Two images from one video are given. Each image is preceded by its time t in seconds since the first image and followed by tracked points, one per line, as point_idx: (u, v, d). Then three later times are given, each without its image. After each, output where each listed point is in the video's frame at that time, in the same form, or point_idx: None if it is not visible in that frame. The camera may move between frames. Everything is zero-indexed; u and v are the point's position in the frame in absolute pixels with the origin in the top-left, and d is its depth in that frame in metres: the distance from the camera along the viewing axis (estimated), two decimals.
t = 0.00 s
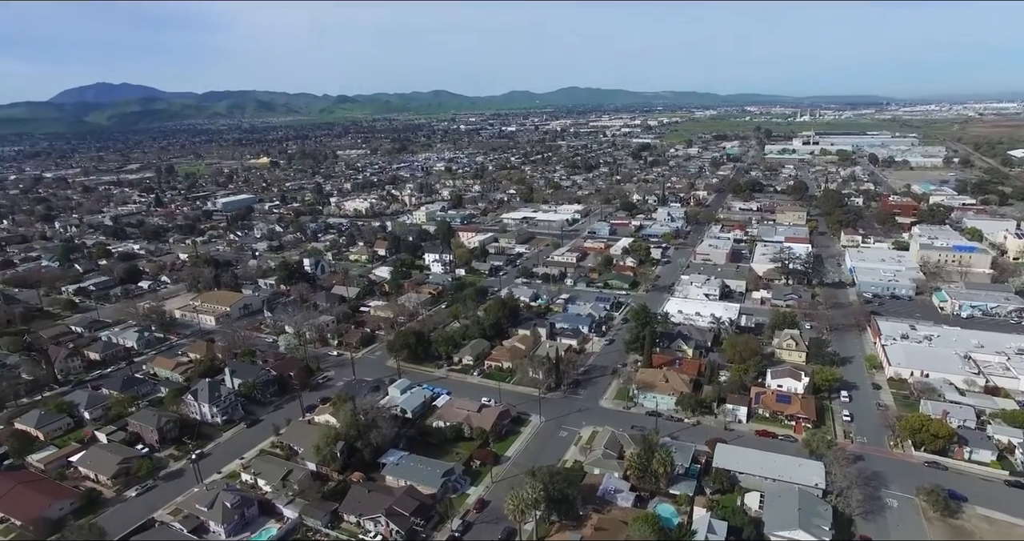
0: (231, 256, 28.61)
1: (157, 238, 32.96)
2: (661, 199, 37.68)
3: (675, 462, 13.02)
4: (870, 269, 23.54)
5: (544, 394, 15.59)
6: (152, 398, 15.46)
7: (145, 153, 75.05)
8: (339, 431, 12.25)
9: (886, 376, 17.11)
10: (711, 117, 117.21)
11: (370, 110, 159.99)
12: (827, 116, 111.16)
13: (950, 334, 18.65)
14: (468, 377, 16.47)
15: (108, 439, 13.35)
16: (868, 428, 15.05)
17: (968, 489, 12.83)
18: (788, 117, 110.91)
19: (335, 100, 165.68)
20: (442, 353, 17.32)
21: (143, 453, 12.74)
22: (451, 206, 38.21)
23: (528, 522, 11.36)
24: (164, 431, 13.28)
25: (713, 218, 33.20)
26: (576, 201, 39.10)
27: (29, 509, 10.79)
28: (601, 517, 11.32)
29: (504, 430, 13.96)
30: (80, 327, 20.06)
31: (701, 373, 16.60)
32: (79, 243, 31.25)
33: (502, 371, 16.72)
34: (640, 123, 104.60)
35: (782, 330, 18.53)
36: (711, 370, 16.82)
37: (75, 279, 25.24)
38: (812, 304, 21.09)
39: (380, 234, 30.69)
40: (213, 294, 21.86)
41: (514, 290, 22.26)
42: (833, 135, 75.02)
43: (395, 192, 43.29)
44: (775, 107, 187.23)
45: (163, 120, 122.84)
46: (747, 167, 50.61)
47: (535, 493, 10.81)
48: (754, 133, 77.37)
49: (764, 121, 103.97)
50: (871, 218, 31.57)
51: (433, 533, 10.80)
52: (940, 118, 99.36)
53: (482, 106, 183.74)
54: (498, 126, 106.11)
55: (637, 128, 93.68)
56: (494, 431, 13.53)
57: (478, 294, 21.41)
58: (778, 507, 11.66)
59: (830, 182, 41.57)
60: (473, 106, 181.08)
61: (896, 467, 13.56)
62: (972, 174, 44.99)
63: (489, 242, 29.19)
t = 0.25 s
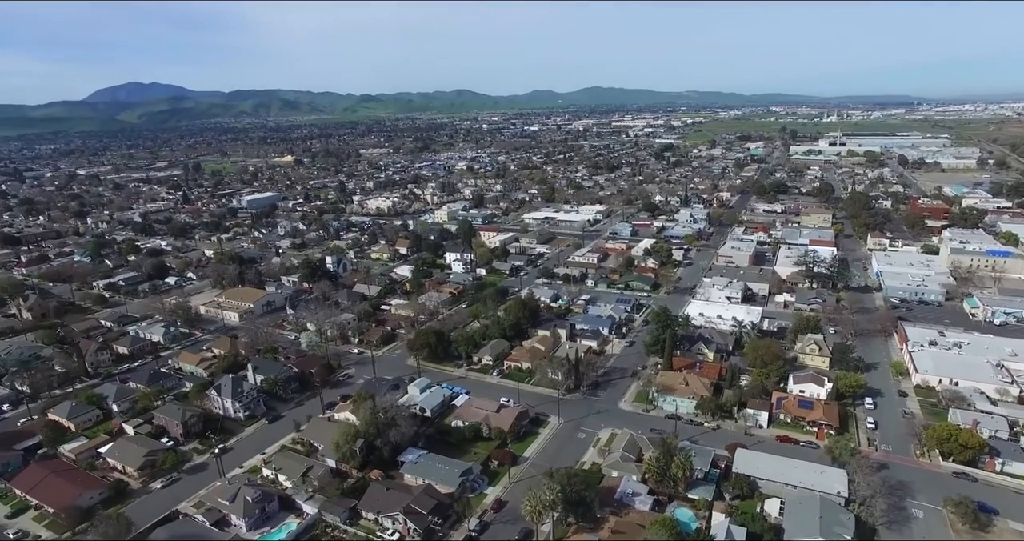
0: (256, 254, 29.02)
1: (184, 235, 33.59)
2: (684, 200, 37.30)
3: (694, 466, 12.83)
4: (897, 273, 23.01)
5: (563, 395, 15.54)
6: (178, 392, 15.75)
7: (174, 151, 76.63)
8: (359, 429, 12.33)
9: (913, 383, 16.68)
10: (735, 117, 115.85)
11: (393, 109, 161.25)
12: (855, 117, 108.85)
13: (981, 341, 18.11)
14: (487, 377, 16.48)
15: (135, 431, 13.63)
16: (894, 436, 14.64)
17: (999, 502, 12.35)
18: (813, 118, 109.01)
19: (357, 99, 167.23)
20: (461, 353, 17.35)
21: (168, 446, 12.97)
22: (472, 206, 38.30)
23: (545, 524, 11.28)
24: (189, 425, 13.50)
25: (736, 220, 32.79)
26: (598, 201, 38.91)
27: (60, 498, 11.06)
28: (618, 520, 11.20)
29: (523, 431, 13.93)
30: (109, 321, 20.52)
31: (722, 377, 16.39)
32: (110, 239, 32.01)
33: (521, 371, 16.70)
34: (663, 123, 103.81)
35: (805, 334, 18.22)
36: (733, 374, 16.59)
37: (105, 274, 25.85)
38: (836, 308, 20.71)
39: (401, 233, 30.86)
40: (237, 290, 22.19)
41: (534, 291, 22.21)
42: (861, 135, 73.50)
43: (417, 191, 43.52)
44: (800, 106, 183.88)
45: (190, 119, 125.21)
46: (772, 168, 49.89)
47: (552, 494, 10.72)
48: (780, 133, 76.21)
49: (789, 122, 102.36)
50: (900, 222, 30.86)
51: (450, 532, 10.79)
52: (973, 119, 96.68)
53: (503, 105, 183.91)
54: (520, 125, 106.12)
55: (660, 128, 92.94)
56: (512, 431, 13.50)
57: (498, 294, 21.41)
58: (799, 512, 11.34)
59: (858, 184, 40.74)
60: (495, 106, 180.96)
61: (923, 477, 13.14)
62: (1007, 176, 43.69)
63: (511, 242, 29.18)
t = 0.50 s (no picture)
0: (268, 252, 29.21)
1: (197, 234, 33.87)
2: (696, 201, 37.07)
3: (704, 469, 12.71)
4: (912, 276, 22.71)
5: (573, 396, 15.49)
6: (191, 390, 15.88)
7: (189, 150, 77.32)
8: (369, 428, 12.36)
9: (927, 388, 16.42)
10: (748, 117, 115.06)
11: (404, 108, 161.68)
12: (871, 117, 107.60)
13: (998, 346, 17.79)
14: (497, 377, 16.47)
15: (149, 428, 13.74)
16: (907, 441, 14.38)
17: (1017, 509, 12.04)
18: (828, 117, 107.93)
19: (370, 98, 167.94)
20: (472, 353, 17.35)
21: (181, 443, 13.07)
22: (484, 206, 38.32)
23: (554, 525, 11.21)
24: (201, 423, 13.60)
25: (748, 221, 32.56)
26: (609, 202, 38.77)
27: (76, 493, 11.18)
28: (627, 523, 11.12)
29: (532, 431, 13.90)
30: (124, 319, 20.74)
31: (733, 379, 16.26)
32: (125, 237, 32.34)
33: (531, 372, 16.67)
34: (675, 123, 103.31)
35: (817, 337, 18.03)
36: (744, 376, 16.45)
37: (121, 272, 26.12)
38: (849, 311, 20.49)
39: (413, 233, 30.92)
40: (250, 289, 22.32)
41: (544, 291, 22.16)
42: (876, 136, 72.69)
43: (429, 191, 43.60)
44: (814, 106, 182.01)
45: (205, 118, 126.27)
46: (785, 169, 49.48)
47: (561, 496, 10.67)
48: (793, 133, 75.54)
49: (803, 121, 101.44)
50: (915, 223, 30.48)
51: (459, 532, 10.78)
52: (991, 119, 95.22)
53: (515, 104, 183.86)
54: (531, 125, 105.99)
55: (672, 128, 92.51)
56: (522, 432, 13.48)
57: (509, 294, 21.38)
58: (808, 515, 11.14)
59: (873, 185, 40.28)
60: (506, 105, 180.70)
61: (938, 483, 12.87)
62: None
63: (522, 242, 29.14)
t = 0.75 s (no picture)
0: (278, 252, 29.34)
1: (208, 233, 34.07)
2: (706, 202, 36.90)
3: (712, 471, 12.62)
4: (924, 278, 22.48)
5: (581, 397, 15.45)
6: (201, 388, 15.96)
7: (199, 149, 77.78)
8: (377, 428, 12.37)
9: (940, 392, 16.22)
10: (758, 117, 114.45)
11: (414, 107, 161.99)
12: (882, 117, 106.65)
13: (1012, 349, 17.55)
14: (505, 377, 16.46)
15: (159, 426, 13.83)
16: (918, 445, 14.21)
17: None
18: (839, 118, 107.11)
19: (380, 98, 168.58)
20: (480, 353, 17.35)
21: (191, 441, 13.15)
22: (493, 206, 38.31)
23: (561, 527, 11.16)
24: (211, 421, 13.67)
25: (758, 222, 32.37)
26: (618, 202, 38.67)
27: (88, 489, 11.27)
28: (634, 525, 11.06)
29: (540, 432, 13.87)
30: (135, 317, 20.89)
31: (742, 381, 16.16)
32: (137, 236, 32.58)
33: (539, 372, 16.64)
34: (684, 123, 102.91)
35: (827, 340, 17.88)
36: (752, 378, 16.34)
37: (132, 271, 26.32)
38: (859, 313, 20.32)
39: (421, 232, 30.95)
40: (259, 288, 22.42)
41: (553, 291, 22.12)
42: (887, 136, 72.11)
43: (438, 191, 43.64)
44: (825, 106, 180.62)
45: (215, 118, 127.06)
46: (796, 169, 49.15)
47: (569, 497, 10.61)
48: (805, 134, 74.99)
49: (814, 122, 100.70)
50: (928, 225, 30.20)
51: (466, 533, 10.75)
52: (1005, 119, 94.17)
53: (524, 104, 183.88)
54: (540, 124, 105.88)
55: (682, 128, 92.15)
56: (529, 433, 13.44)
57: (517, 294, 21.37)
58: (817, 519, 11.01)
59: (884, 186, 39.92)
60: (514, 105, 180.50)
61: (950, 488, 12.69)
62: None
63: (530, 243, 29.11)
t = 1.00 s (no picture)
0: (290, 251, 29.48)
1: (221, 231, 34.32)
2: (717, 202, 36.65)
3: (722, 474, 12.51)
4: (940, 281, 22.17)
5: (590, 398, 15.39)
6: (213, 386, 16.07)
7: (213, 148, 78.31)
8: (387, 427, 12.38)
9: (955, 396, 15.98)
10: (771, 117, 113.53)
11: (425, 107, 162.26)
12: (897, 117, 105.37)
13: None
14: (515, 378, 16.43)
15: (172, 423, 13.94)
16: (933, 450, 13.99)
17: None
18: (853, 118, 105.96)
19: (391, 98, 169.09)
20: (490, 353, 17.33)
21: (203, 438, 13.24)
22: (504, 206, 38.28)
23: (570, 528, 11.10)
24: (222, 418, 13.76)
25: (770, 223, 32.09)
26: (629, 202, 38.50)
27: (103, 484, 11.39)
28: (643, 527, 10.97)
29: (550, 432, 13.83)
30: (149, 315, 21.09)
31: (752, 383, 16.02)
32: (151, 234, 32.86)
33: (549, 373, 16.59)
34: (696, 123, 102.31)
35: (840, 342, 17.69)
36: (764, 381, 16.20)
37: (146, 268, 26.54)
38: (873, 316, 20.08)
39: (432, 232, 30.99)
40: (271, 286, 22.54)
41: (563, 292, 22.06)
42: (902, 136, 71.29)
43: (449, 190, 43.68)
44: (839, 106, 178.75)
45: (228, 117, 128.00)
46: (809, 170, 48.69)
47: (577, 498, 10.56)
48: (819, 134, 74.24)
49: (827, 122, 99.71)
50: (944, 227, 29.80)
51: (475, 533, 10.73)
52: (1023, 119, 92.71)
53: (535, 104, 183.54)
54: (551, 124, 105.66)
55: (695, 128, 91.59)
56: (539, 433, 13.40)
57: (528, 295, 21.33)
58: (828, 524, 10.87)
59: (899, 188, 39.43)
60: (527, 105, 180.44)
61: (964, 495, 12.48)
62: None
63: (541, 243, 29.04)
